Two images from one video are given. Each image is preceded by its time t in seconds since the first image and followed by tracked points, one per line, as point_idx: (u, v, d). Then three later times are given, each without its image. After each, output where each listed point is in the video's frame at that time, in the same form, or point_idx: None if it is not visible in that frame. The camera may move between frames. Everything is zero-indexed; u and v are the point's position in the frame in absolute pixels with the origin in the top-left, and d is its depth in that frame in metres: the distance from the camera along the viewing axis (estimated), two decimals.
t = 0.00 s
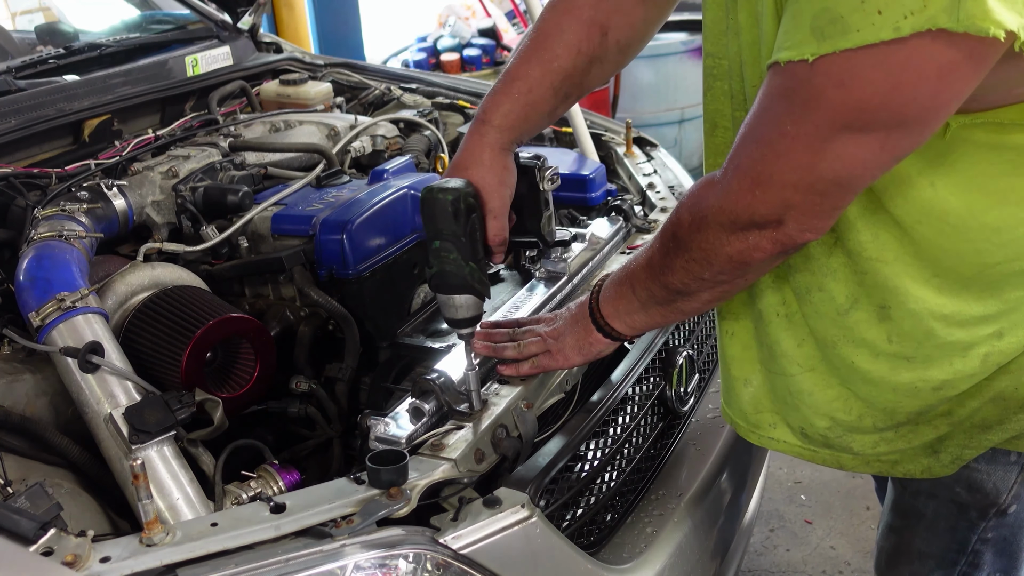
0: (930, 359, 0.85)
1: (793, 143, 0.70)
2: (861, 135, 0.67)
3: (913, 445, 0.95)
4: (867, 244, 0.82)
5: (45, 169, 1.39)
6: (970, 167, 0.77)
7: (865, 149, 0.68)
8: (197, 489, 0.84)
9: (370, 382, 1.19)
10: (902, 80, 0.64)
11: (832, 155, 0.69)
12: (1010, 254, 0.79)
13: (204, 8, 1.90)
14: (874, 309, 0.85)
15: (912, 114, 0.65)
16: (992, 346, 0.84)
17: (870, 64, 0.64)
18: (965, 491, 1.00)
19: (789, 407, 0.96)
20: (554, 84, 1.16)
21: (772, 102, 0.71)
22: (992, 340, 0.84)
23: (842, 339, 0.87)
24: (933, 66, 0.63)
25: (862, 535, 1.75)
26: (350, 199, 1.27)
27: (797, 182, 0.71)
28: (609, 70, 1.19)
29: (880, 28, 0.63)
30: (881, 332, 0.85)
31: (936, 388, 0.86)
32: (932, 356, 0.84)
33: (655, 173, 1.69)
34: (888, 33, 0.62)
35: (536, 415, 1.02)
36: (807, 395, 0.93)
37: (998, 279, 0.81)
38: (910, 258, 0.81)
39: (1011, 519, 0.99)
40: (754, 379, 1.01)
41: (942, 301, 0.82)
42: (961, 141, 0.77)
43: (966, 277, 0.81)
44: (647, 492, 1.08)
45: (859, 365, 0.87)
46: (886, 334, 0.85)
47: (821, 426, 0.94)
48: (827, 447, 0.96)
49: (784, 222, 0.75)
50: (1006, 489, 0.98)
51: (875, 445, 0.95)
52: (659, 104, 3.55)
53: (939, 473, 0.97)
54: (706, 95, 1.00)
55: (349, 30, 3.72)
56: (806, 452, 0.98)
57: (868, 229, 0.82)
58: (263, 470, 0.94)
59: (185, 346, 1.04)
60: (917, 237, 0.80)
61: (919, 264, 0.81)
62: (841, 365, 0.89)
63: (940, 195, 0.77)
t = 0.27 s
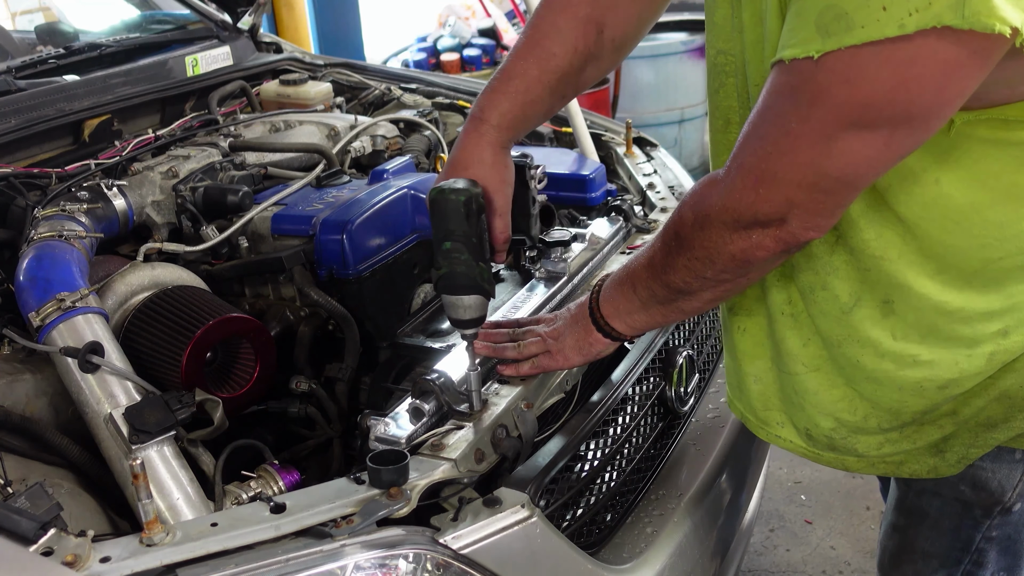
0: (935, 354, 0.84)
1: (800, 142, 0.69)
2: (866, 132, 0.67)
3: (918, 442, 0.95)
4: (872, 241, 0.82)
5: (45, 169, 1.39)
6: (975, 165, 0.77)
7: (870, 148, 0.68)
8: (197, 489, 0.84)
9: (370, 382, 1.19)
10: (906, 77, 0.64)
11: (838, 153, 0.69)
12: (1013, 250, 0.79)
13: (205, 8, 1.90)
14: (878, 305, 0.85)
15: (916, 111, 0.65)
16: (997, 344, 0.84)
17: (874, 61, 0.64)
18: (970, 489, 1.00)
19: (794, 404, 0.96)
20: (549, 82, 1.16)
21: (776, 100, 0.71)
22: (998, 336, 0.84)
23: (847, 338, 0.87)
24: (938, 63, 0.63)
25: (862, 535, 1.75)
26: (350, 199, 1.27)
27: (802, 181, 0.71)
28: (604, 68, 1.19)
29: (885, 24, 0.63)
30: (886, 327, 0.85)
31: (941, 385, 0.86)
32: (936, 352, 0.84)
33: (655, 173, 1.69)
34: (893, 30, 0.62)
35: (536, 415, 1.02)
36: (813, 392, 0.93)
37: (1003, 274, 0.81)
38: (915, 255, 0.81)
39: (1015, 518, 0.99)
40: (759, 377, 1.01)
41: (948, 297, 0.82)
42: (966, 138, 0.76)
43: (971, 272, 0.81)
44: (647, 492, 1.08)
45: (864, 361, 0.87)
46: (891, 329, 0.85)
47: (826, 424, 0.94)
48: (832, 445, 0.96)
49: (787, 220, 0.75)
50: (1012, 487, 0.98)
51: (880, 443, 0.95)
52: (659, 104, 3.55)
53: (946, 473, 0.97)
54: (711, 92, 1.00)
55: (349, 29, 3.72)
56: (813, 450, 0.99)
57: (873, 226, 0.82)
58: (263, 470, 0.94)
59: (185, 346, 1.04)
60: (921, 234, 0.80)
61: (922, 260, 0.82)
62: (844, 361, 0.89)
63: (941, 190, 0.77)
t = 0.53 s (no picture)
0: (931, 351, 0.84)
1: (804, 128, 0.69)
2: (871, 118, 0.67)
3: (913, 437, 0.96)
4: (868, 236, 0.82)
5: (45, 169, 1.39)
6: (971, 161, 0.77)
7: (874, 135, 0.68)
8: (197, 489, 0.84)
9: (370, 382, 1.19)
10: (908, 60, 0.63)
11: (842, 140, 0.68)
12: (1010, 248, 0.79)
13: (205, 8, 1.90)
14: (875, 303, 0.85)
15: (921, 94, 0.65)
16: (991, 341, 0.84)
17: (876, 44, 0.64)
18: (960, 483, 1.02)
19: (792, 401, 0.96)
20: (573, 30, 1.14)
21: (780, 87, 0.71)
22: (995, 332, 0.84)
23: (843, 335, 0.87)
24: (938, 45, 0.63)
25: (862, 535, 1.75)
26: (350, 199, 1.26)
27: (805, 169, 0.71)
28: (625, 30, 1.19)
29: (884, 8, 0.62)
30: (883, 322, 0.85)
31: (935, 382, 0.86)
32: (932, 348, 0.84)
33: (655, 173, 1.69)
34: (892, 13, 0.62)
35: (536, 415, 1.02)
36: (810, 387, 0.93)
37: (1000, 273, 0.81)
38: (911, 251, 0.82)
39: (1008, 514, 1.01)
40: (758, 374, 1.01)
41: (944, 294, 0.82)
42: (963, 135, 0.76)
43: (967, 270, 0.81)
44: (647, 492, 1.08)
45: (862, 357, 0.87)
46: (886, 326, 0.85)
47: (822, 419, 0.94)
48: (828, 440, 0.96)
49: (792, 211, 0.75)
50: (1003, 479, 0.99)
51: (877, 438, 0.95)
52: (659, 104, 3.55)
53: (939, 466, 0.98)
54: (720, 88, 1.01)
55: (349, 30, 3.72)
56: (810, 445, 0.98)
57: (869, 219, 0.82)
58: (263, 470, 0.94)
59: (185, 346, 1.04)
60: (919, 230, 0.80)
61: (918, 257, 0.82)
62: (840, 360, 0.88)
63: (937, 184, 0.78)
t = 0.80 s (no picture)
0: (901, 339, 0.85)
1: (798, 104, 0.67)
2: (869, 84, 0.64)
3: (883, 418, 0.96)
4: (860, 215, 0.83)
5: (45, 169, 1.39)
6: (951, 155, 0.76)
7: (872, 99, 0.65)
8: (196, 489, 0.84)
9: (370, 382, 1.19)
10: (895, 20, 0.61)
11: (838, 110, 0.66)
12: (988, 248, 0.77)
13: (204, 8, 1.90)
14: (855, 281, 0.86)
15: (912, 52, 0.63)
16: (963, 336, 0.82)
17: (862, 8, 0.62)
18: (915, 457, 1.01)
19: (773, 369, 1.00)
20: None
21: (778, 63, 0.68)
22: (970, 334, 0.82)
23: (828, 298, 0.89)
24: None
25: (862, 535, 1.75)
26: (350, 199, 1.26)
27: (806, 144, 0.68)
28: None
29: None
30: (860, 304, 0.87)
31: (906, 364, 0.87)
32: (903, 337, 0.85)
33: (655, 174, 1.69)
34: None
35: (536, 414, 1.02)
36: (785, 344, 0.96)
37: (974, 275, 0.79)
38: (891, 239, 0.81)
39: (960, 491, 0.98)
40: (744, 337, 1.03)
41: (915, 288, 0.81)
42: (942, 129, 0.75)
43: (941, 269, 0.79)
44: (647, 492, 1.08)
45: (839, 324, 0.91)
46: (862, 305, 0.87)
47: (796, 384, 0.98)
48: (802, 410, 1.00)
49: (800, 193, 0.71)
50: (952, 455, 0.97)
51: (847, 416, 0.97)
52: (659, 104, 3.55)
53: (892, 443, 0.99)
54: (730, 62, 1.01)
55: (349, 29, 3.72)
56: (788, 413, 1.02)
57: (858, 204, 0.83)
58: (263, 470, 0.94)
59: (185, 346, 1.04)
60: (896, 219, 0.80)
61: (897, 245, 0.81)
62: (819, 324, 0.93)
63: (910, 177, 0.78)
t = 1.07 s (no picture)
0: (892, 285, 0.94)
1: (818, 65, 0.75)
2: (885, 45, 0.72)
3: (870, 369, 1.03)
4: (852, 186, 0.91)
5: (45, 169, 1.39)
6: (967, 128, 0.84)
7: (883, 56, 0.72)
8: (196, 489, 0.84)
9: (370, 382, 1.19)
10: None
11: (851, 66, 0.73)
12: (989, 211, 0.86)
13: (204, 8, 1.90)
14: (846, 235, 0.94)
15: (911, 11, 0.70)
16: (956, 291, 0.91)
17: None
18: (902, 415, 1.05)
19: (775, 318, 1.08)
20: None
21: (805, 33, 0.76)
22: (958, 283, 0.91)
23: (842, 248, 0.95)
24: None
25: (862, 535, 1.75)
26: (350, 199, 1.26)
27: (825, 100, 0.75)
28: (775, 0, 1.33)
29: None
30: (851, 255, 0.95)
31: (906, 313, 0.94)
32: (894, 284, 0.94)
33: (656, 174, 1.68)
34: None
35: (536, 414, 1.02)
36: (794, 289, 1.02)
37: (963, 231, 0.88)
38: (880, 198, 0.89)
39: (943, 448, 1.03)
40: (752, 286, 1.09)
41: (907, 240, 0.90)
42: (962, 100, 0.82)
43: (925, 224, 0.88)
44: (646, 492, 1.08)
45: (836, 271, 0.98)
46: (861, 252, 0.94)
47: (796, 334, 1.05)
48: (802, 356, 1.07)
49: (832, 150, 0.78)
50: (938, 411, 1.02)
51: (845, 365, 1.04)
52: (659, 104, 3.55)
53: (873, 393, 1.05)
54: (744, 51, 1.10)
55: (349, 29, 3.72)
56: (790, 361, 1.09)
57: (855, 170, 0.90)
58: (263, 470, 0.94)
59: (185, 346, 1.04)
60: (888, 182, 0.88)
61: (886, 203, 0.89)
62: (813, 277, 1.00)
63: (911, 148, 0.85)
